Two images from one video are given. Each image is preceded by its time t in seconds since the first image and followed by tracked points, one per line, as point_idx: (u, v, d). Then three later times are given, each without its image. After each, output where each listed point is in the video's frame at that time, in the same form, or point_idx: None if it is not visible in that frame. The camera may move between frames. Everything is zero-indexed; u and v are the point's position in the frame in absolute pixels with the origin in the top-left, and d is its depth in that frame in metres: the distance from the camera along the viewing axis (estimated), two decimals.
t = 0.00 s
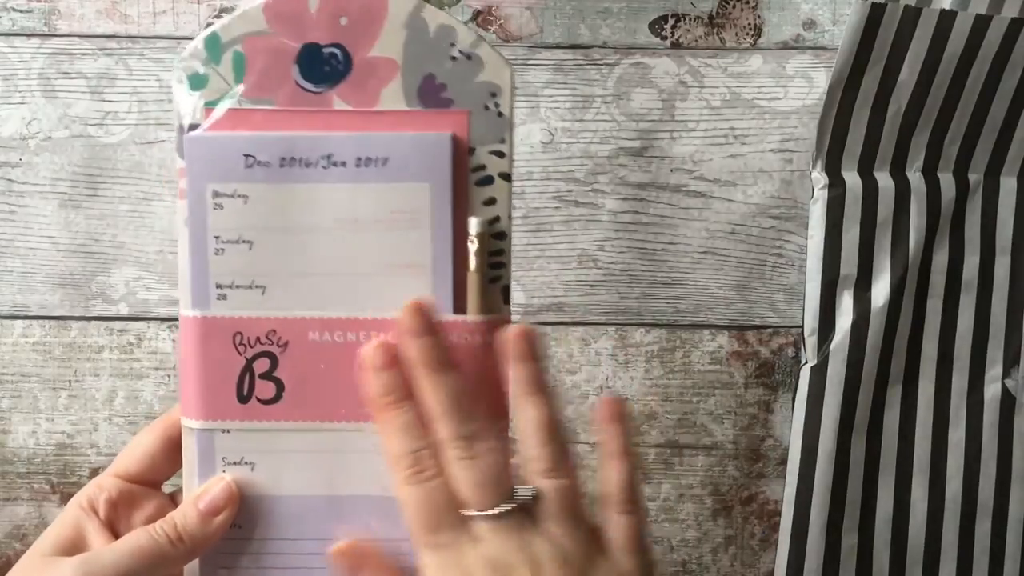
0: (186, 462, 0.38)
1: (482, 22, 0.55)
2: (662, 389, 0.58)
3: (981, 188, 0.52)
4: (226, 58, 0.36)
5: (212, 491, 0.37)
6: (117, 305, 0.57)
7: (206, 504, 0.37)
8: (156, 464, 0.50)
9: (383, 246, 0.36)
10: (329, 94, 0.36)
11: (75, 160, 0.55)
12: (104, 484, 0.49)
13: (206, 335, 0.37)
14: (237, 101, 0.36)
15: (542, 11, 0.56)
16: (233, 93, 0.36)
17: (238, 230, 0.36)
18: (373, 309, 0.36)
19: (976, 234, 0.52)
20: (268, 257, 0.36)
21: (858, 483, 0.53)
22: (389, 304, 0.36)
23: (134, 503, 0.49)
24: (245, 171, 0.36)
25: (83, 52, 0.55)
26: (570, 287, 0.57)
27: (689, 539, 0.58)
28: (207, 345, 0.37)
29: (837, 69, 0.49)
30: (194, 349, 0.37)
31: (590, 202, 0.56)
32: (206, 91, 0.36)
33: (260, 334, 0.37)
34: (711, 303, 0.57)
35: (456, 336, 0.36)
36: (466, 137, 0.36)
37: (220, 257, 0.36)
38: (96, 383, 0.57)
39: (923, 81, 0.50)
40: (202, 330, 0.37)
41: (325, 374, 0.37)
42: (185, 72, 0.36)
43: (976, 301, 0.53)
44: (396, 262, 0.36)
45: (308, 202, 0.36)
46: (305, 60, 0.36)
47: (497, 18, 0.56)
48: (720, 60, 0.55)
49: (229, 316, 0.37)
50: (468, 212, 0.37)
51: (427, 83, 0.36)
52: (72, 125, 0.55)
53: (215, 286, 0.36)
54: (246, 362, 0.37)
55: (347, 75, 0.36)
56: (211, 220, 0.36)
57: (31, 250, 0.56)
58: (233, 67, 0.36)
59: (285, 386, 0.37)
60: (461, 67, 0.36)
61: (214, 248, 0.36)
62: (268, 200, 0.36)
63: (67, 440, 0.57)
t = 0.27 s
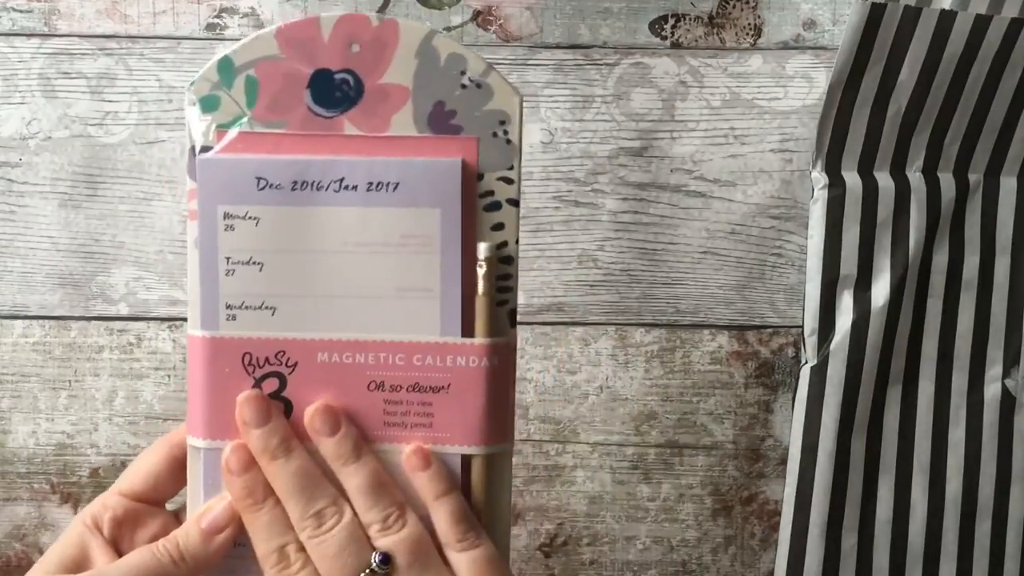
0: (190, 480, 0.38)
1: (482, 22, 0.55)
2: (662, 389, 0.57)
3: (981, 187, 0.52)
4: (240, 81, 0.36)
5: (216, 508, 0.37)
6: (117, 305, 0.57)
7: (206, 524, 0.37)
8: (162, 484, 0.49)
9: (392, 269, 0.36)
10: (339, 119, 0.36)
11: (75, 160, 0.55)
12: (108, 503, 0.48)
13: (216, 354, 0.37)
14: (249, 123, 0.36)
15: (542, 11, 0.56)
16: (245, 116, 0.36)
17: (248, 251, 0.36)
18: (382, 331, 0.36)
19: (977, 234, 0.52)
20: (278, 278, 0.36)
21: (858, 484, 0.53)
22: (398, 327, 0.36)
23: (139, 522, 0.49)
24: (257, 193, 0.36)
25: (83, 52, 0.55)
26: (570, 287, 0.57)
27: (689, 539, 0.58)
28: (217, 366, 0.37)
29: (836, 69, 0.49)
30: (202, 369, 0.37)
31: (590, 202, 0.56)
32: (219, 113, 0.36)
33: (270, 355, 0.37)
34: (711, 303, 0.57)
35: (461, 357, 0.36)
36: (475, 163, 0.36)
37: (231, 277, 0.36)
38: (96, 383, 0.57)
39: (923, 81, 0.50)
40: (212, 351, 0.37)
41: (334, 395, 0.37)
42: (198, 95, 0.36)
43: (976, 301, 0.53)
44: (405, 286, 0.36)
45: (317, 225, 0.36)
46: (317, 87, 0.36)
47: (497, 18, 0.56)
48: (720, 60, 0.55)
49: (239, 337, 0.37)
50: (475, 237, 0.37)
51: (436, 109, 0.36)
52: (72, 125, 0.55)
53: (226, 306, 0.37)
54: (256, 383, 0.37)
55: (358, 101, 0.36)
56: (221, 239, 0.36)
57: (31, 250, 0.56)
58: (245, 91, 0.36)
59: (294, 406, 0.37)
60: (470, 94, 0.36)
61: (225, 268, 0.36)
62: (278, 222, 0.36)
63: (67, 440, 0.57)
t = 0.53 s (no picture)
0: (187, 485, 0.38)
1: (482, 22, 0.55)
2: (662, 389, 0.58)
3: (981, 187, 0.52)
4: (228, 89, 0.36)
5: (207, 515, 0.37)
6: (117, 305, 0.57)
7: (199, 530, 0.37)
8: (163, 497, 0.49)
9: (387, 272, 0.36)
10: (329, 125, 0.36)
11: (75, 160, 0.55)
12: (112, 515, 0.48)
13: (209, 360, 0.36)
14: (238, 131, 0.36)
15: (542, 11, 0.56)
16: (234, 124, 0.36)
17: (241, 257, 0.36)
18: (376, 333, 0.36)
19: (976, 234, 0.52)
20: (273, 283, 0.36)
21: (859, 484, 0.53)
22: (394, 329, 0.36)
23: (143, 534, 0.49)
24: (249, 201, 0.36)
25: (83, 52, 0.55)
26: (570, 287, 0.57)
27: (689, 539, 0.58)
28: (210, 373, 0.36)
29: (836, 69, 0.49)
30: (195, 378, 0.36)
31: (590, 202, 0.56)
32: (208, 120, 0.36)
33: (264, 359, 0.36)
34: (711, 303, 0.57)
35: (456, 357, 0.36)
36: (462, 165, 0.36)
37: (225, 284, 0.36)
38: (96, 383, 0.57)
39: (923, 81, 0.50)
40: (207, 358, 0.36)
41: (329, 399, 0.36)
42: (187, 104, 0.36)
43: (976, 301, 0.53)
44: (400, 288, 0.36)
45: (312, 229, 0.36)
46: (305, 92, 0.36)
47: (497, 18, 0.55)
48: (720, 60, 0.55)
49: (233, 342, 0.36)
50: (466, 238, 0.37)
51: (424, 112, 0.36)
52: (72, 125, 0.55)
53: (219, 312, 0.36)
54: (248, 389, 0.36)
55: (346, 106, 0.36)
56: (216, 247, 0.36)
57: (31, 250, 0.56)
58: (234, 98, 0.36)
59: (290, 411, 0.37)
60: (458, 97, 0.37)
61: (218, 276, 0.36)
62: (272, 228, 0.36)
63: (67, 440, 0.57)
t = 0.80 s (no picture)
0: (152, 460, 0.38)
1: (482, 22, 0.55)
2: (663, 389, 0.57)
3: (981, 187, 0.52)
4: (176, 61, 0.36)
5: (172, 483, 0.37)
6: (117, 305, 0.57)
7: (163, 498, 0.37)
8: (122, 471, 0.51)
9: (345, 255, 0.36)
10: (286, 99, 0.36)
11: (75, 160, 0.55)
12: (72, 489, 0.50)
13: (166, 342, 0.37)
14: (189, 105, 0.36)
15: (542, 11, 0.55)
16: (185, 97, 0.36)
17: (195, 240, 0.36)
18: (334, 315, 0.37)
19: (976, 234, 0.52)
20: (230, 266, 0.36)
21: (858, 484, 0.53)
22: (353, 310, 0.37)
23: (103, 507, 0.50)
24: (201, 181, 0.35)
25: (83, 52, 0.55)
26: (570, 287, 0.57)
27: (689, 539, 0.58)
28: (168, 354, 0.37)
29: (836, 69, 0.49)
30: (156, 358, 0.37)
31: (590, 202, 0.56)
32: (156, 94, 0.36)
33: (223, 342, 0.37)
34: (712, 303, 0.57)
35: (420, 340, 0.37)
36: (428, 143, 0.36)
37: (179, 266, 0.36)
38: (96, 383, 0.57)
39: (923, 81, 0.50)
40: (165, 339, 0.37)
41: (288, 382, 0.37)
42: (132, 75, 0.36)
43: (976, 301, 0.53)
44: (360, 270, 0.37)
45: (267, 210, 0.36)
46: (258, 64, 0.36)
47: (497, 18, 0.55)
48: (720, 60, 0.55)
49: (189, 324, 0.37)
50: (431, 219, 0.37)
51: (386, 88, 0.36)
52: (72, 125, 0.55)
53: (176, 294, 0.36)
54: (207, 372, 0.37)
55: (302, 79, 0.36)
56: (170, 228, 0.36)
57: (31, 250, 0.56)
58: (184, 69, 0.36)
59: (249, 393, 0.37)
60: (421, 71, 0.36)
61: (172, 257, 0.36)
62: (227, 210, 0.36)
63: (67, 440, 0.57)
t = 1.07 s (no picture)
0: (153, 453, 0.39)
1: (482, 22, 0.55)
2: (663, 389, 0.57)
3: (981, 187, 0.52)
4: (184, 59, 0.37)
5: (170, 477, 0.38)
6: (117, 305, 0.57)
7: (162, 494, 0.38)
8: (124, 468, 0.50)
9: (340, 244, 0.37)
10: (287, 95, 0.38)
11: (75, 160, 0.55)
12: (73, 485, 0.49)
13: (166, 333, 0.38)
14: (194, 101, 0.38)
15: (542, 11, 0.55)
16: (190, 93, 0.38)
17: (197, 229, 0.37)
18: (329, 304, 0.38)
19: (976, 234, 0.52)
20: (229, 256, 0.38)
21: (858, 484, 0.53)
22: (350, 299, 0.38)
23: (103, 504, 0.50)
24: (205, 172, 0.37)
25: (82, 52, 0.55)
26: (570, 287, 0.57)
27: (689, 539, 0.58)
28: (170, 344, 0.38)
29: (836, 69, 0.49)
30: (157, 347, 0.38)
31: (590, 202, 0.56)
32: (164, 91, 0.38)
33: (221, 332, 0.38)
34: (712, 303, 0.57)
35: (415, 330, 0.37)
36: (422, 134, 0.37)
37: (181, 257, 0.38)
38: (96, 383, 0.57)
39: (923, 82, 0.50)
40: (166, 329, 0.38)
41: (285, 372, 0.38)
42: (143, 74, 0.37)
43: (976, 301, 0.53)
44: (356, 259, 0.38)
45: (267, 200, 0.37)
46: (261, 62, 0.38)
47: (497, 18, 0.55)
48: (720, 60, 0.55)
49: (189, 314, 0.38)
50: (426, 210, 0.38)
51: (382, 82, 0.38)
52: (72, 125, 0.55)
53: (178, 284, 0.38)
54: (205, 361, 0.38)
55: (302, 76, 0.37)
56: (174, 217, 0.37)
57: (31, 250, 0.56)
58: (190, 67, 0.37)
59: (245, 383, 0.38)
60: (416, 65, 0.37)
61: (175, 248, 0.37)
62: (227, 201, 0.37)
63: (67, 440, 0.57)
